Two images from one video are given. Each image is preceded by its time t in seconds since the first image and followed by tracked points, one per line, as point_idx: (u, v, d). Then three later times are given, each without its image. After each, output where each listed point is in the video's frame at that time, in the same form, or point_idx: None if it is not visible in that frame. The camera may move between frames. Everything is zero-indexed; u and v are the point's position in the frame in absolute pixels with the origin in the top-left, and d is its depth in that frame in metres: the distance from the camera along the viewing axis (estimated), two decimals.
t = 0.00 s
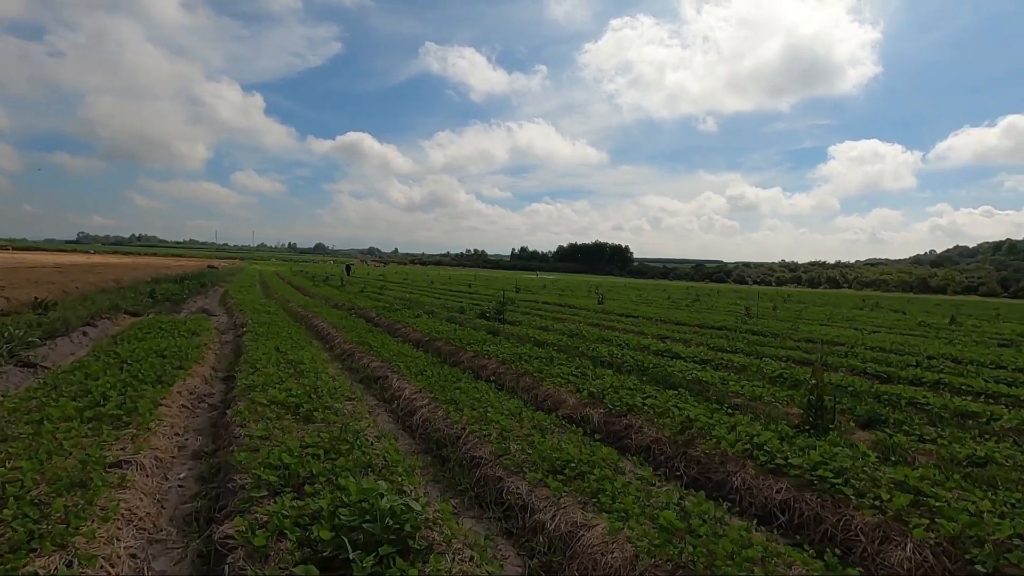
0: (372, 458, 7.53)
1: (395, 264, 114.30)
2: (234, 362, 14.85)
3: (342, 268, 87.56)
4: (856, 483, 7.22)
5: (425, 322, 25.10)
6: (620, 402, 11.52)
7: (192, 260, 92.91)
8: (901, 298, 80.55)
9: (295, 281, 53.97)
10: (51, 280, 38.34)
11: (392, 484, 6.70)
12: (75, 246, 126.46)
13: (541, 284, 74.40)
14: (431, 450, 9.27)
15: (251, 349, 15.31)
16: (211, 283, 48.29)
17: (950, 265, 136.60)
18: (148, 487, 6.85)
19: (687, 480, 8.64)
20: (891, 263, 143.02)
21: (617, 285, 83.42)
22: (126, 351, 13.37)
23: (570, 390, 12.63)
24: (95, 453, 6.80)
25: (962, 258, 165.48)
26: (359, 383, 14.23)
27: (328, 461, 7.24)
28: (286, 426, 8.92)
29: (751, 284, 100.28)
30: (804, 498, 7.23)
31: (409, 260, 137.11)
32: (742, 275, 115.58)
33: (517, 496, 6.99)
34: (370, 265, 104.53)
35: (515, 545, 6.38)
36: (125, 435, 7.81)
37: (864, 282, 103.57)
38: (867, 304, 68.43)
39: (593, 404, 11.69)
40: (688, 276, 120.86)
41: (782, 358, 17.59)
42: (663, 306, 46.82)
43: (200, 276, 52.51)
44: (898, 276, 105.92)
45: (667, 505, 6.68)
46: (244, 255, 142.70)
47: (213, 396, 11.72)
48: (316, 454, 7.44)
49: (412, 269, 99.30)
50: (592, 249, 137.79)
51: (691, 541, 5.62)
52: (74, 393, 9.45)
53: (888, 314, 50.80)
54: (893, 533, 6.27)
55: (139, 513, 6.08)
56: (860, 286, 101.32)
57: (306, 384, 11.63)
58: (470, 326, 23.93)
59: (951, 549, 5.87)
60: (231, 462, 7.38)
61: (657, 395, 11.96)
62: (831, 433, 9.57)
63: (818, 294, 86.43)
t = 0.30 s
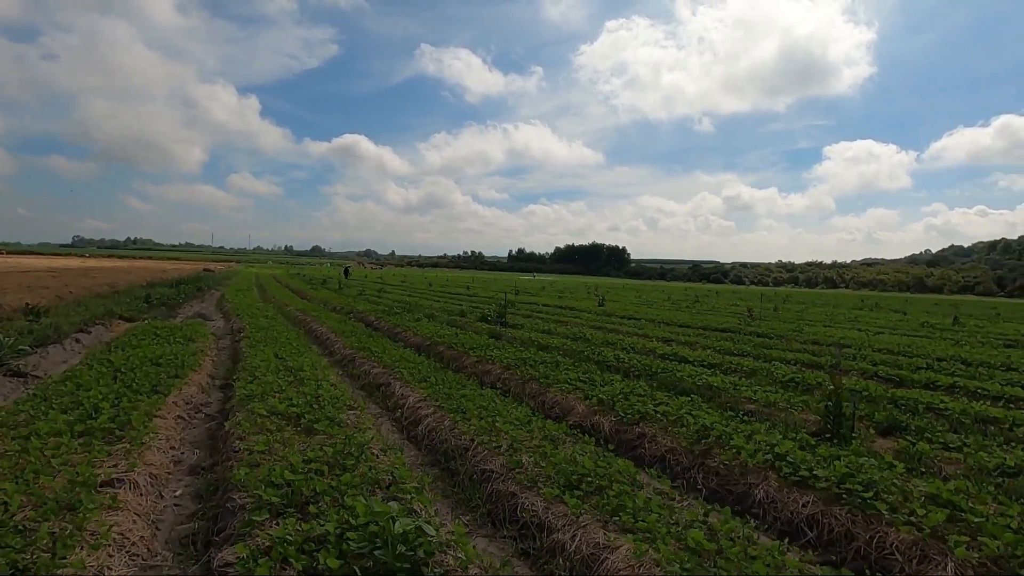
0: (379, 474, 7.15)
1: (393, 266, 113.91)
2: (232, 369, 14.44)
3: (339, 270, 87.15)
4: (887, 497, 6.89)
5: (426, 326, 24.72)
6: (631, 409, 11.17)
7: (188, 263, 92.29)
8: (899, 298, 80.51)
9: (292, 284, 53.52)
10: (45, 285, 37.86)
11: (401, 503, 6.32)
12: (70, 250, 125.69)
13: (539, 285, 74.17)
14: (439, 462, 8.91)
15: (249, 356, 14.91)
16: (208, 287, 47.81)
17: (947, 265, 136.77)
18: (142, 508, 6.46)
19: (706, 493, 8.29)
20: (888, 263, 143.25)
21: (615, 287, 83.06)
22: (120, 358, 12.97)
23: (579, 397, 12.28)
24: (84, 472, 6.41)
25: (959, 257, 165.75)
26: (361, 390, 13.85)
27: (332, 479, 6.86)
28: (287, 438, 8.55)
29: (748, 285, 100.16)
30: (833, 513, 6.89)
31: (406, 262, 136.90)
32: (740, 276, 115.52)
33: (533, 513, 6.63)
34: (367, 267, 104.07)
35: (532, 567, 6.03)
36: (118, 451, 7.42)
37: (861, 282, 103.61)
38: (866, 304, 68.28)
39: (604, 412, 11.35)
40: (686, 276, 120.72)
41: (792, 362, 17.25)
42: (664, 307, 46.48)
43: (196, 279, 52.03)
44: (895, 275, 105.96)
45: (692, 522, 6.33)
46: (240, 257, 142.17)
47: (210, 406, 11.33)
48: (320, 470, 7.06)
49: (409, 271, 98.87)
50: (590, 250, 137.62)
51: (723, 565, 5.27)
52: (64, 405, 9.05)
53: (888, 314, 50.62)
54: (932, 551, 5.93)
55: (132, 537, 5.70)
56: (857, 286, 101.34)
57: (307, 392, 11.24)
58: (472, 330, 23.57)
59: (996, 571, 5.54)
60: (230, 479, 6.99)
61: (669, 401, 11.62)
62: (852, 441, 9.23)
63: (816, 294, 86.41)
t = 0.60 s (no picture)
0: (386, 484, 6.80)
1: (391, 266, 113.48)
2: (230, 372, 14.07)
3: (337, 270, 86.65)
4: (920, 506, 6.57)
5: (426, 326, 24.36)
6: (642, 412, 10.85)
7: (185, 263, 91.80)
8: (898, 297, 80.44)
9: (290, 284, 53.15)
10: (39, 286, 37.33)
11: (410, 517, 5.98)
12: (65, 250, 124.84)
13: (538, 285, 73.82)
14: (446, 469, 8.56)
15: (247, 358, 14.54)
16: (205, 287, 47.44)
17: (946, 263, 136.82)
18: (135, 522, 6.10)
19: (725, 500, 7.97)
20: (886, 262, 143.31)
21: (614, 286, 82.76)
22: (113, 361, 12.58)
23: (588, 400, 11.95)
24: (73, 484, 6.05)
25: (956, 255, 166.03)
26: (363, 393, 13.50)
27: (337, 490, 6.51)
28: (288, 445, 8.19)
29: (747, 284, 99.94)
30: (863, 522, 6.56)
31: (404, 262, 136.47)
32: (739, 275, 115.39)
33: (548, 525, 6.29)
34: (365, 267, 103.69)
35: None
36: (110, 460, 7.06)
37: (859, 280, 103.54)
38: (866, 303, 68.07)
39: (614, 415, 11.02)
40: (684, 275, 120.51)
41: (801, 362, 16.95)
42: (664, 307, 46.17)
43: (193, 280, 51.63)
44: (894, 274, 105.88)
45: (717, 534, 6.00)
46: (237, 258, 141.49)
47: (208, 410, 10.96)
48: (324, 481, 6.71)
49: (407, 271, 98.46)
50: (588, 250, 137.38)
51: None
52: (54, 411, 8.68)
53: (889, 313, 50.42)
54: (972, 565, 5.62)
55: (125, 554, 5.35)
56: (856, 285, 101.31)
57: (307, 396, 10.87)
58: (473, 330, 23.22)
59: None
60: (228, 490, 6.64)
61: (681, 404, 11.29)
62: (874, 446, 8.92)
63: (815, 293, 86.32)
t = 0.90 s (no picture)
0: (389, 495, 6.41)
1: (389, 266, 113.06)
2: (226, 374, 13.66)
3: (335, 270, 86.19)
4: (956, 517, 6.20)
5: (427, 327, 23.94)
6: (653, 415, 10.47)
7: (183, 264, 91.32)
8: (897, 295, 80.21)
9: (287, 285, 52.70)
10: (34, 287, 36.82)
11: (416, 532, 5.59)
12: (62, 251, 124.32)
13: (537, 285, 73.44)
14: (452, 477, 8.18)
15: (244, 360, 14.13)
16: (202, 288, 47.03)
17: (944, 262, 136.94)
18: (121, 538, 5.70)
19: (746, 509, 7.58)
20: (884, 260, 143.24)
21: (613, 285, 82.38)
22: (104, 364, 12.16)
23: (596, 403, 11.57)
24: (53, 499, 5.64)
25: (955, 254, 165.98)
26: (363, 396, 13.11)
27: (337, 503, 6.12)
28: (286, 453, 7.79)
29: (745, 283, 99.71)
30: (896, 534, 6.19)
31: (402, 262, 136.08)
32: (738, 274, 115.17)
33: (563, 538, 5.92)
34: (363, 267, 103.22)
35: None
36: (96, 470, 6.65)
37: (858, 279, 103.43)
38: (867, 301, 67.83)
39: (624, 418, 10.65)
40: (683, 275, 120.26)
41: (811, 362, 16.59)
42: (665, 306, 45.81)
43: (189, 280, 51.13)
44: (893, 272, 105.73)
45: (743, 548, 5.63)
46: (234, 258, 140.96)
47: (202, 416, 10.54)
48: (324, 492, 6.32)
49: (405, 271, 98.01)
50: (587, 249, 137.08)
51: None
52: (39, 417, 8.26)
53: (890, 311, 50.14)
54: None
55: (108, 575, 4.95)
56: (854, 283, 101.13)
57: (306, 400, 10.46)
58: (475, 330, 22.85)
59: None
60: (221, 502, 6.24)
61: (693, 406, 10.92)
62: (898, 451, 8.54)
63: (815, 292, 86.13)
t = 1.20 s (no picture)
0: (391, 519, 5.93)
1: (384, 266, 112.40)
2: (217, 381, 13.14)
3: (329, 270, 85.48)
4: (1001, 540, 5.78)
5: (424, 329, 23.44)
6: (664, 424, 10.03)
7: (176, 264, 90.30)
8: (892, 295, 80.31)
9: (281, 285, 52.01)
10: (22, 288, 36.10)
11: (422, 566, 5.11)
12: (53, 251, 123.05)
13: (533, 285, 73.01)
14: (456, 494, 7.71)
15: (236, 366, 13.60)
16: (194, 288, 46.37)
17: (939, 261, 137.28)
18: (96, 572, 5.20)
19: (769, 527, 7.15)
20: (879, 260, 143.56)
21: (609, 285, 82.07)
22: (88, 372, 11.61)
23: (604, 410, 11.13)
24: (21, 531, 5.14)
25: (948, 253, 166.71)
26: (360, 403, 12.63)
27: (335, 530, 5.64)
28: (279, 471, 7.29)
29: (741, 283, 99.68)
30: (936, 559, 5.77)
31: (397, 262, 135.52)
32: (733, 273, 115.16)
33: (580, 568, 5.47)
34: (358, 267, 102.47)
35: None
36: (71, 493, 6.14)
37: (852, 278, 103.59)
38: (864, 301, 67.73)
39: (633, 427, 10.20)
40: (679, 274, 120.11)
41: (820, 366, 16.19)
42: (663, 307, 45.45)
43: (181, 281, 50.36)
44: (888, 272, 105.90)
45: None
46: (228, 258, 139.95)
47: (190, 427, 10.03)
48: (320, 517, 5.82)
49: (401, 271, 97.38)
50: (583, 249, 136.79)
51: None
52: (14, 432, 7.73)
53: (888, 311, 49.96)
54: None
55: None
56: (850, 283, 101.19)
57: (300, 411, 9.96)
58: (473, 333, 22.39)
59: None
60: (208, 529, 5.75)
61: (705, 415, 10.49)
62: (925, 464, 8.13)
63: (811, 291, 86.08)
